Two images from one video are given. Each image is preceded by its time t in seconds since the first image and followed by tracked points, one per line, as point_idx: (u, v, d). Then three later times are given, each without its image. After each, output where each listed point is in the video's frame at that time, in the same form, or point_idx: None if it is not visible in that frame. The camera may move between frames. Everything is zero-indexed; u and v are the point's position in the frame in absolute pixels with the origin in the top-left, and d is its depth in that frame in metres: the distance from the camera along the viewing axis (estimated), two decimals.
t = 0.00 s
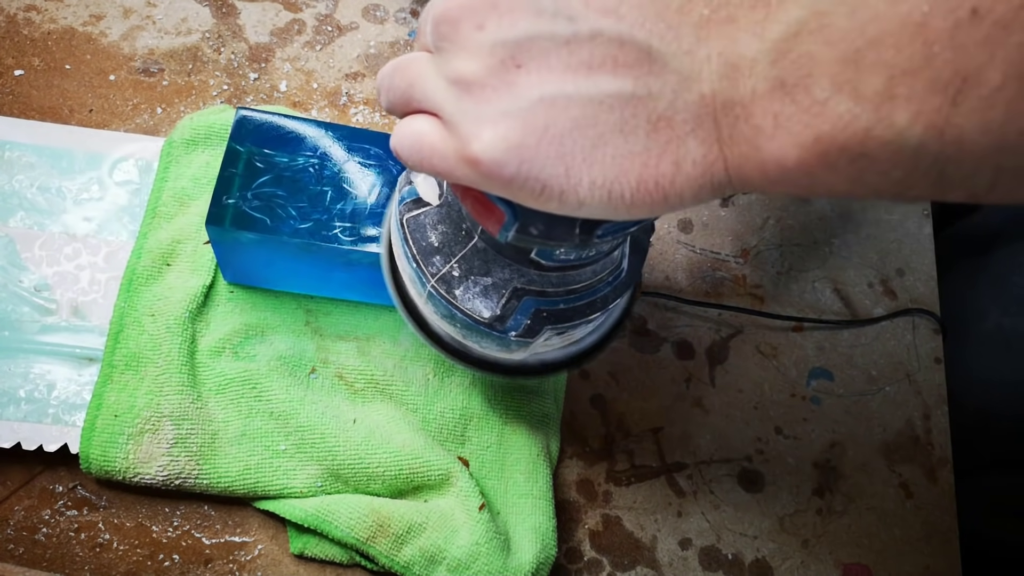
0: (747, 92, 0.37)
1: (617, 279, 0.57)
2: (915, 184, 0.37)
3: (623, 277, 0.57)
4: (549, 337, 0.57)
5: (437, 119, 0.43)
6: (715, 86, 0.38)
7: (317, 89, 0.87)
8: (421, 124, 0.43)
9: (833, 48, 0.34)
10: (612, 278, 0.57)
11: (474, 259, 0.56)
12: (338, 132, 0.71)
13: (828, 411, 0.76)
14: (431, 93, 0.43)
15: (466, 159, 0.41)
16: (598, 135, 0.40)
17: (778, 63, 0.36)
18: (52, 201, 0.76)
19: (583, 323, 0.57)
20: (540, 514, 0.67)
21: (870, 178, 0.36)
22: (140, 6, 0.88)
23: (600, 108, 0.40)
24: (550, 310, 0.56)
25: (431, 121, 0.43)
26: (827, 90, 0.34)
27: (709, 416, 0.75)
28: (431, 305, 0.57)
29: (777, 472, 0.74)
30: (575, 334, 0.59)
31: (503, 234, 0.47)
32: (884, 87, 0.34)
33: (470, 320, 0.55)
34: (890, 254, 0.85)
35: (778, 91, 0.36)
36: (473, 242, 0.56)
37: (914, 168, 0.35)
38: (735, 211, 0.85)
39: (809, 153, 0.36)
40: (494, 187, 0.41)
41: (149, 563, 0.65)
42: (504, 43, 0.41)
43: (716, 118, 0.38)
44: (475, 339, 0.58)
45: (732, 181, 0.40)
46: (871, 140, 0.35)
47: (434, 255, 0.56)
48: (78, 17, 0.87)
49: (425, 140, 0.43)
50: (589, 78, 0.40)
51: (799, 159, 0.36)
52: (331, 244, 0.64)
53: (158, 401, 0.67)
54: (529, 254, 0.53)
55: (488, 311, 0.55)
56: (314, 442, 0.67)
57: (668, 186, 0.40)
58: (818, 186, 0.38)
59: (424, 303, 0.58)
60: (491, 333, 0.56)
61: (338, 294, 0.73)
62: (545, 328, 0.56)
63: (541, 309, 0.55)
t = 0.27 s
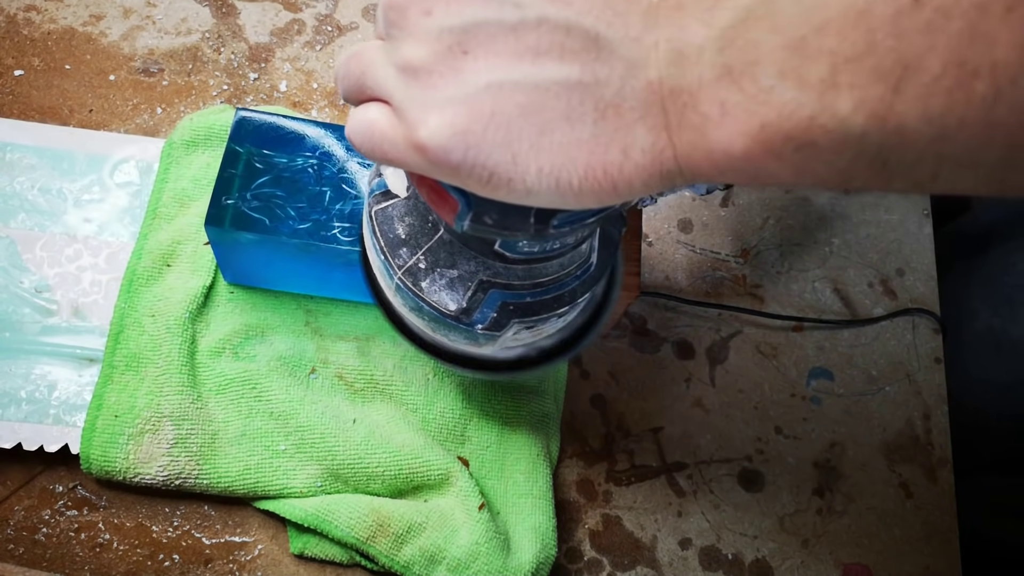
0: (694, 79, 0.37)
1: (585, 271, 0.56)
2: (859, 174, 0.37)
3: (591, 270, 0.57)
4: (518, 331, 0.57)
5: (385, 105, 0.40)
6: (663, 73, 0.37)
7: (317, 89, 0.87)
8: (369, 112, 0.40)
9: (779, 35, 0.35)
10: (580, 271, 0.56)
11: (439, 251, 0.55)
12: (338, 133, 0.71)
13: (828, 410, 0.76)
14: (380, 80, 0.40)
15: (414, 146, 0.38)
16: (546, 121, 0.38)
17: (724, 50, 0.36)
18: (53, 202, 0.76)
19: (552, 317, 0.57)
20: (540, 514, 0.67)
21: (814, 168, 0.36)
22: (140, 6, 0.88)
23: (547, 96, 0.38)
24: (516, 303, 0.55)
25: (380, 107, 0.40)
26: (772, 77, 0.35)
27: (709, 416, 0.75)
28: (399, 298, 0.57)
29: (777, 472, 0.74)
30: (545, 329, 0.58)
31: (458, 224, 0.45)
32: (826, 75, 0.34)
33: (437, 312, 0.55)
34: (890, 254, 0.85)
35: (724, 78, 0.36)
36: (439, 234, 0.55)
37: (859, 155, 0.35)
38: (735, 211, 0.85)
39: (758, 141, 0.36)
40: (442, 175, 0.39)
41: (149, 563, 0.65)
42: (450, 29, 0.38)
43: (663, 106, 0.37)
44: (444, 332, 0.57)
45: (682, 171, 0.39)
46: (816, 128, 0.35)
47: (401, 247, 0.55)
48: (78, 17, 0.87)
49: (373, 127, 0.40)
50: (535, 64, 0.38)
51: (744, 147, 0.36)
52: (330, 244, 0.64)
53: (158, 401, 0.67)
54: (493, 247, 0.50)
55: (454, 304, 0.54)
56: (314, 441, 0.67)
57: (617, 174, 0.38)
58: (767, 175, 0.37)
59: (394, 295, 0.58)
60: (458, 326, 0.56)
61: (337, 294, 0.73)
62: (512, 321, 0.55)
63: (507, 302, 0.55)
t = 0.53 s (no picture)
0: (638, 57, 0.34)
1: (548, 262, 0.53)
2: (802, 162, 0.34)
3: (554, 261, 0.53)
4: (480, 321, 0.53)
5: (336, 83, 0.38)
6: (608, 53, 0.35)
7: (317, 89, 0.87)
8: (321, 89, 0.39)
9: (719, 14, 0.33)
10: (542, 260, 0.52)
11: (400, 237, 0.51)
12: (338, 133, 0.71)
13: (828, 410, 0.76)
14: (328, 58, 0.38)
15: (357, 123, 0.37)
16: (489, 98, 0.35)
17: (667, 30, 0.34)
18: (55, 204, 0.76)
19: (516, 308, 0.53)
20: (540, 514, 0.67)
21: (757, 151, 0.34)
22: (140, 6, 0.88)
23: (488, 73, 0.35)
24: (478, 292, 0.51)
25: (330, 85, 0.38)
26: (712, 58, 0.33)
27: (709, 416, 0.75)
28: (360, 284, 0.52)
29: (777, 471, 0.73)
30: (510, 320, 0.55)
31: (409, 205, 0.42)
32: (765, 55, 0.32)
33: (397, 301, 0.51)
34: (890, 253, 0.85)
35: (667, 59, 0.34)
36: (400, 220, 0.51)
37: (797, 138, 0.33)
38: (735, 210, 0.84)
39: (701, 123, 0.34)
40: (387, 153, 0.37)
41: (149, 563, 0.65)
42: (394, 4, 0.36)
43: (607, 86, 0.35)
44: (407, 322, 0.53)
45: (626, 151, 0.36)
46: (753, 109, 0.32)
47: (361, 233, 0.51)
48: (78, 17, 0.87)
49: (322, 105, 0.38)
50: (480, 42, 0.36)
51: (688, 130, 0.34)
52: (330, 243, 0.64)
53: (158, 401, 0.67)
54: (450, 233, 0.47)
55: (414, 291, 0.51)
56: (314, 441, 0.67)
57: (561, 155, 0.36)
58: (709, 157, 0.35)
59: (356, 282, 0.53)
60: (418, 314, 0.52)
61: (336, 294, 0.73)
62: (473, 311, 0.52)
63: (468, 290, 0.51)
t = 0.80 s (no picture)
0: (560, 36, 0.38)
1: (499, 249, 0.57)
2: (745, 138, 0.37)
3: (506, 249, 0.58)
4: (431, 307, 0.59)
5: (264, 61, 0.42)
6: (531, 34, 0.38)
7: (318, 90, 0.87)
8: (253, 69, 0.42)
9: None
10: (493, 248, 0.57)
11: (347, 223, 0.57)
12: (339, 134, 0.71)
13: (828, 410, 0.76)
14: (257, 36, 0.42)
15: (284, 101, 0.40)
16: (410, 78, 0.39)
17: (589, 9, 0.37)
18: (56, 205, 0.76)
19: (465, 294, 0.58)
20: (539, 513, 0.67)
21: (679, 130, 0.37)
22: (141, 7, 0.88)
23: (413, 50, 0.39)
24: (425, 278, 0.57)
25: (260, 63, 0.42)
26: (633, 38, 0.36)
27: (709, 416, 0.75)
28: (315, 270, 0.58)
29: (777, 471, 0.73)
30: (461, 306, 0.60)
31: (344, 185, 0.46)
32: (683, 32, 0.35)
33: (346, 285, 0.56)
34: (890, 253, 0.85)
35: (588, 37, 0.37)
36: (348, 206, 0.57)
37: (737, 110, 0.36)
38: (735, 210, 0.84)
39: (625, 102, 0.37)
40: (314, 130, 0.40)
41: (149, 563, 0.65)
42: None
43: (532, 64, 0.39)
44: (359, 308, 0.59)
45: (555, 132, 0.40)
46: (671, 88, 0.36)
47: (311, 219, 0.56)
48: (79, 18, 0.87)
49: (250, 84, 0.42)
50: (404, 19, 0.40)
51: (610, 107, 0.38)
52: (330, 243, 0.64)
53: (158, 401, 0.67)
54: (396, 218, 0.52)
55: (362, 277, 0.56)
56: (314, 441, 0.67)
57: (488, 134, 0.40)
58: (634, 137, 0.38)
59: (309, 266, 0.59)
60: (367, 300, 0.57)
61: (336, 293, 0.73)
62: (421, 297, 0.57)
63: (416, 277, 0.56)
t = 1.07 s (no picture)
0: (483, 38, 0.36)
1: (449, 253, 0.57)
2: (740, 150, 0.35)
3: (456, 253, 0.58)
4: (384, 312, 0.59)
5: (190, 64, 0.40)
6: (454, 34, 0.36)
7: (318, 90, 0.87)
8: (178, 73, 0.40)
9: None
10: (444, 252, 0.57)
11: (296, 228, 0.57)
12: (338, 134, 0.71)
13: (828, 410, 0.76)
14: (181, 38, 0.40)
15: (206, 105, 0.38)
16: (331, 80, 0.37)
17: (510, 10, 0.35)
18: (57, 206, 0.76)
19: (416, 298, 0.58)
20: (540, 513, 0.67)
21: (603, 131, 0.36)
22: (141, 7, 0.88)
23: (333, 52, 0.37)
24: (375, 282, 0.57)
25: (186, 67, 0.40)
26: (555, 37, 0.34)
27: (709, 416, 0.75)
28: (267, 274, 0.59)
29: (777, 471, 0.74)
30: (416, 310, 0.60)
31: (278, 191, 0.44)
32: (600, 30, 0.34)
33: (296, 290, 0.57)
34: (890, 254, 0.85)
35: (512, 38, 0.35)
36: (296, 211, 0.58)
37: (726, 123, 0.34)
38: (735, 211, 0.84)
39: (547, 103, 0.35)
40: (237, 135, 0.38)
41: (149, 563, 0.65)
42: None
43: (455, 67, 0.36)
44: (310, 312, 0.60)
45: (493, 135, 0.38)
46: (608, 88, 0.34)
47: (260, 223, 0.57)
48: (79, 18, 0.87)
49: (177, 86, 0.40)
50: (323, 21, 0.38)
51: (537, 111, 0.35)
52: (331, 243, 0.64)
53: (158, 401, 0.67)
54: (341, 223, 0.51)
55: (311, 282, 0.56)
56: (314, 441, 0.67)
57: (413, 139, 0.37)
58: (560, 139, 0.37)
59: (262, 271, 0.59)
60: (318, 304, 0.57)
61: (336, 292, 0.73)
62: (372, 301, 0.57)
63: (365, 281, 0.57)
